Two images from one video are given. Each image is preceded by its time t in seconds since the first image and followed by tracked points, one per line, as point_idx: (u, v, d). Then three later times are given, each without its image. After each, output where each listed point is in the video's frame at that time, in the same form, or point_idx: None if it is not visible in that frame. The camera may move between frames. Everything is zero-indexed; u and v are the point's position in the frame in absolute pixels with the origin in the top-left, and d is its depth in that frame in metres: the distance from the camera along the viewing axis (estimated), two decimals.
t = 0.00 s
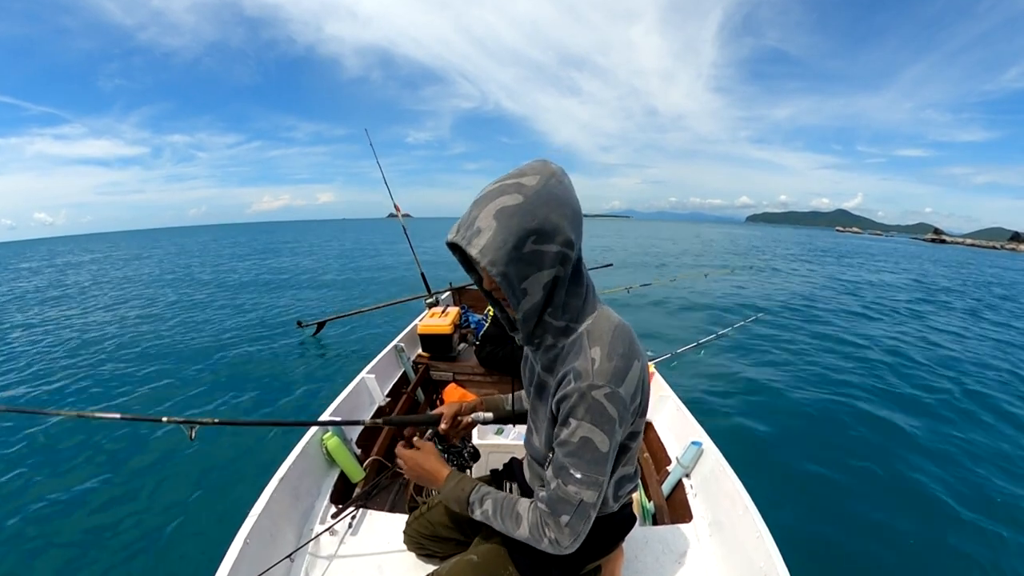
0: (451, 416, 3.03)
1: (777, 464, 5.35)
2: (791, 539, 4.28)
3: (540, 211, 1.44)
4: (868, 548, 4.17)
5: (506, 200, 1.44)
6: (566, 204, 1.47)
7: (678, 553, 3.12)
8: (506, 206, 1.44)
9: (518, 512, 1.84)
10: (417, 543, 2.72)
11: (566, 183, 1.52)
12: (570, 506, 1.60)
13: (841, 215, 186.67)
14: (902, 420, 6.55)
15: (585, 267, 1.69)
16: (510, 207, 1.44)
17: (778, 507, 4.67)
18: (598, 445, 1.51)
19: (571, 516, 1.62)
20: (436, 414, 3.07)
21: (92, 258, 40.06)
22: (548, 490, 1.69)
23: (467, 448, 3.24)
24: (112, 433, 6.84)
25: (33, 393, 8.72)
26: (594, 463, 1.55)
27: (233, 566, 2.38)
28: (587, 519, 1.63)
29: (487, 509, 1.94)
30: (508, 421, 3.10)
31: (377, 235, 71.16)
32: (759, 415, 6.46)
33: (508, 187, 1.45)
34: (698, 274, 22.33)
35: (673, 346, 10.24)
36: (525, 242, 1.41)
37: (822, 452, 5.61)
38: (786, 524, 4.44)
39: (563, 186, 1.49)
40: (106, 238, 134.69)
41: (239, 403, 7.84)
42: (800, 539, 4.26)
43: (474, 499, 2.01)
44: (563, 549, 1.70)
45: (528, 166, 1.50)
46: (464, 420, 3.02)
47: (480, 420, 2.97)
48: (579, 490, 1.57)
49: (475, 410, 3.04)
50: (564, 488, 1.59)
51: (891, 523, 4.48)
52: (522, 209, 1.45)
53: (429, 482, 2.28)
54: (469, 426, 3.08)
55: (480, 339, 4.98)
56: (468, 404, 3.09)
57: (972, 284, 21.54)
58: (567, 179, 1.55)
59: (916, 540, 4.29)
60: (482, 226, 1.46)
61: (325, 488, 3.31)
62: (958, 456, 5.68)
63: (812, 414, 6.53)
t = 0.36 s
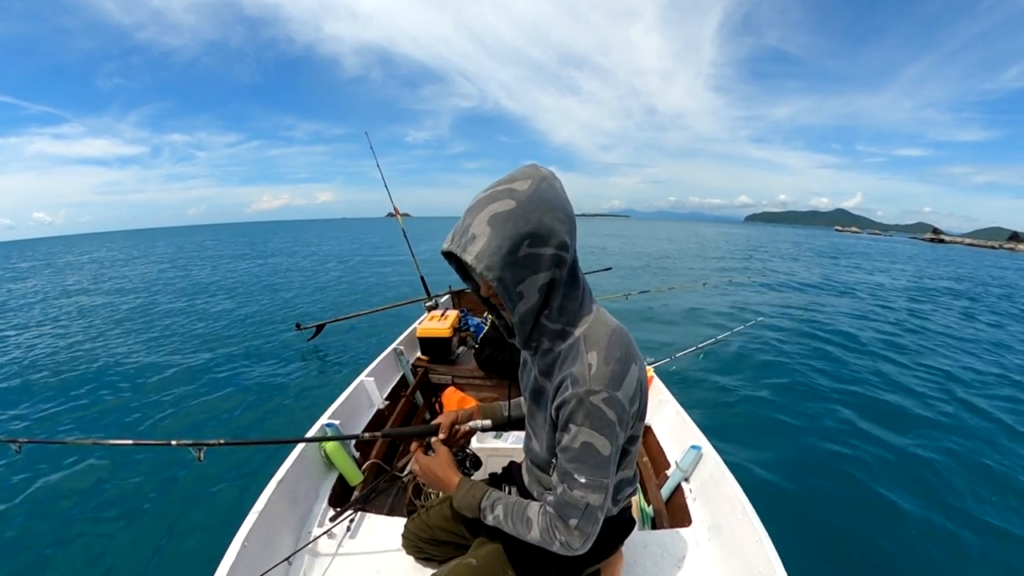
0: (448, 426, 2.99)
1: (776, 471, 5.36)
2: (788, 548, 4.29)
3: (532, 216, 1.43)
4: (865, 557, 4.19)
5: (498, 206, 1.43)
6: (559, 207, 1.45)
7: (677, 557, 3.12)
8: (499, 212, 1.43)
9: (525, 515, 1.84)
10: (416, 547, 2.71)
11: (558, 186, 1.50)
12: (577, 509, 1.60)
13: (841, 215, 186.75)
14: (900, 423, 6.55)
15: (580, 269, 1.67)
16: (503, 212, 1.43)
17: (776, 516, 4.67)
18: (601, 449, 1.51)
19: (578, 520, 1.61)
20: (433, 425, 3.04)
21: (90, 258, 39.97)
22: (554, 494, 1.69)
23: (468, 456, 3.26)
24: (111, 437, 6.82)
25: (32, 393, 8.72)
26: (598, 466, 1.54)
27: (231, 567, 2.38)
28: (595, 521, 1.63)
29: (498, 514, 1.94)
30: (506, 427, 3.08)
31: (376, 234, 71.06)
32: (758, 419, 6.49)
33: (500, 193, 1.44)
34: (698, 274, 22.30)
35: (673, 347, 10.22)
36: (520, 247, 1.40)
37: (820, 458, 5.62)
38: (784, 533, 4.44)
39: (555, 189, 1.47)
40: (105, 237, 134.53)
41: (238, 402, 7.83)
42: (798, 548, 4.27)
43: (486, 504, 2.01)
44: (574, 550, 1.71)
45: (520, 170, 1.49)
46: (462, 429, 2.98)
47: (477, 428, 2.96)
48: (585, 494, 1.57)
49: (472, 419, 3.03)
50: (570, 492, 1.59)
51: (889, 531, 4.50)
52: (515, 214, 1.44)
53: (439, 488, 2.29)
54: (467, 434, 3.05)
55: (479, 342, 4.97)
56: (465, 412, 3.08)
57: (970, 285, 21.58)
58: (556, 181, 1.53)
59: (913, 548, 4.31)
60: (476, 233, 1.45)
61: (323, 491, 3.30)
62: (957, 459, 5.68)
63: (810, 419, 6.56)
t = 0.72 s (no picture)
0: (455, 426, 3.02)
1: (775, 474, 5.37)
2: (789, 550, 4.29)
3: (496, 225, 1.44)
4: (865, 559, 4.19)
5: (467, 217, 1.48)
6: (524, 214, 1.42)
7: (680, 556, 3.09)
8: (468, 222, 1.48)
9: (549, 523, 1.82)
10: (418, 548, 2.67)
11: (531, 189, 1.45)
12: (602, 513, 1.57)
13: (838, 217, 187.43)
14: (899, 426, 6.57)
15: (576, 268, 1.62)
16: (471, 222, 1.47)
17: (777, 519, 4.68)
18: (614, 450, 1.49)
19: (605, 522, 1.59)
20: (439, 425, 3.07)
21: (89, 259, 39.96)
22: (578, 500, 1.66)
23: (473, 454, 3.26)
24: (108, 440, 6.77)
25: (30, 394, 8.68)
26: (614, 468, 1.52)
27: (233, 569, 2.35)
28: (623, 521, 1.61)
29: (526, 529, 1.91)
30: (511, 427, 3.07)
31: (375, 236, 71.08)
32: (759, 423, 6.51)
33: (472, 205, 1.49)
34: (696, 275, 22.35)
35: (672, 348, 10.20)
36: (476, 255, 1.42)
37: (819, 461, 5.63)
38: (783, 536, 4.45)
39: (526, 195, 1.43)
40: (102, 238, 133.78)
41: (238, 403, 7.80)
42: (800, 552, 4.27)
43: (514, 521, 1.97)
44: (608, 553, 1.67)
45: (498, 180, 1.50)
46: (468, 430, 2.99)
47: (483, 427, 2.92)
48: (607, 496, 1.55)
49: (478, 417, 2.98)
50: (591, 496, 1.57)
51: (887, 534, 4.51)
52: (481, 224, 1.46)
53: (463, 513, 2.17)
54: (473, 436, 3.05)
55: (480, 342, 4.94)
56: (472, 411, 3.05)
57: (967, 286, 21.71)
58: (536, 183, 1.48)
59: (912, 551, 4.31)
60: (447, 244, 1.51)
61: (325, 493, 3.27)
62: (956, 464, 5.70)
63: (811, 422, 6.58)
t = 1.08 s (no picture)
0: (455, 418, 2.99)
1: (783, 466, 5.35)
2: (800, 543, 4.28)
3: (524, 218, 1.34)
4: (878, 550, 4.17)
5: (491, 208, 1.36)
6: (554, 209, 1.35)
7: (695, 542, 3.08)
8: (492, 213, 1.36)
9: (525, 500, 1.82)
10: (434, 552, 2.65)
11: (557, 181, 1.38)
12: (574, 490, 1.57)
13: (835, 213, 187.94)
14: (906, 417, 6.55)
15: (589, 260, 1.58)
16: (496, 214, 1.36)
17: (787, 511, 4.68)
18: (602, 433, 1.47)
19: (574, 501, 1.58)
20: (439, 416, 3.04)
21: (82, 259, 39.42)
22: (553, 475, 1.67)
23: (479, 450, 3.17)
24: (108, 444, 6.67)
25: (24, 397, 8.49)
26: (597, 450, 1.50)
27: None
28: (591, 504, 1.59)
29: (496, 506, 1.96)
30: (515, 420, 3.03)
31: (372, 234, 70.76)
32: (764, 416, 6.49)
33: (494, 194, 1.37)
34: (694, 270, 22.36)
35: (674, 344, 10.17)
36: (508, 250, 1.33)
37: (827, 453, 5.60)
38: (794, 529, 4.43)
39: (553, 187, 1.36)
40: (96, 237, 132.80)
41: (238, 405, 7.69)
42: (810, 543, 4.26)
43: (485, 495, 2.03)
44: (567, 534, 1.68)
45: (520, 167, 1.40)
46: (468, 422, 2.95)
47: (482, 422, 2.93)
48: (582, 476, 1.53)
49: (478, 413, 3.00)
50: (568, 473, 1.56)
51: (899, 524, 4.49)
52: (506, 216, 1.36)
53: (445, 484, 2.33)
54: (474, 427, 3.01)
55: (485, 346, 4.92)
56: (470, 408, 3.06)
57: (962, 280, 21.85)
58: (560, 174, 1.41)
59: (925, 543, 4.30)
60: (470, 235, 1.40)
61: (338, 502, 3.23)
62: (967, 453, 5.66)
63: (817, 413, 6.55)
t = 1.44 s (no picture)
0: (454, 421, 2.99)
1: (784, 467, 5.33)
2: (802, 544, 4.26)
3: (519, 216, 1.33)
4: (878, 552, 4.16)
5: (487, 207, 1.36)
6: (551, 208, 1.34)
7: (694, 542, 3.07)
8: (487, 212, 1.36)
9: (524, 500, 1.82)
10: (434, 553, 2.64)
11: (554, 180, 1.38)
12: (574, 491, 1.55)
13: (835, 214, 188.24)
14: (905, 418, 6.55)
15: (586, 260, 1.57)
16: (491, 213, 1.36)
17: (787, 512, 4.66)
18: (601, 433, 1.46)
19: (574, 501, 1.57)
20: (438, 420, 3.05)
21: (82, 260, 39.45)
22: (553, 475, 1.66)
23: (479, 453, 3.14)
24: (108, 446, 6.67)
25: (25, 399, 8.49)
26: (596, 449, 1.49)
27: None
28: (592, 504, 1.58)
29: (497, 504, 1.95)
30: (514, 421, 3.04)
31: (372, 235, 70.89)
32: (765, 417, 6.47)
33: (490, 193, 1.37)
34: (694, 272, 22.38)
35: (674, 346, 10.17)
36: (503, 248, 1.33)
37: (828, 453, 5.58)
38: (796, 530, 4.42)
39: (549, 187, 1.35)
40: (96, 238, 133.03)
41: (238, 406, 7.69)
42: (811, 545, 4.24)
43: (487, 494, 2.02)
44: (567, 535, 1.67)
45: (516, 167, 1.39)
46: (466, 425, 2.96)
47: (481, 423, 2.93)
48: (581, 476, 1.52)
49: (478, 415, 2.99)
50: (567, 473, 1.55)
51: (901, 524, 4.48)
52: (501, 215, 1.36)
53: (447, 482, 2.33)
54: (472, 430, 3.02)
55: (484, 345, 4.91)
56: (469, 409, 3.06)
57: (960, 282, 21.90)
58: (556, 173, 1.41)
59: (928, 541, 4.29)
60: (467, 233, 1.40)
61: (338, 503, 3.23)
62: (968, 454, 5.65)
63: (819, 415, 6.53)
